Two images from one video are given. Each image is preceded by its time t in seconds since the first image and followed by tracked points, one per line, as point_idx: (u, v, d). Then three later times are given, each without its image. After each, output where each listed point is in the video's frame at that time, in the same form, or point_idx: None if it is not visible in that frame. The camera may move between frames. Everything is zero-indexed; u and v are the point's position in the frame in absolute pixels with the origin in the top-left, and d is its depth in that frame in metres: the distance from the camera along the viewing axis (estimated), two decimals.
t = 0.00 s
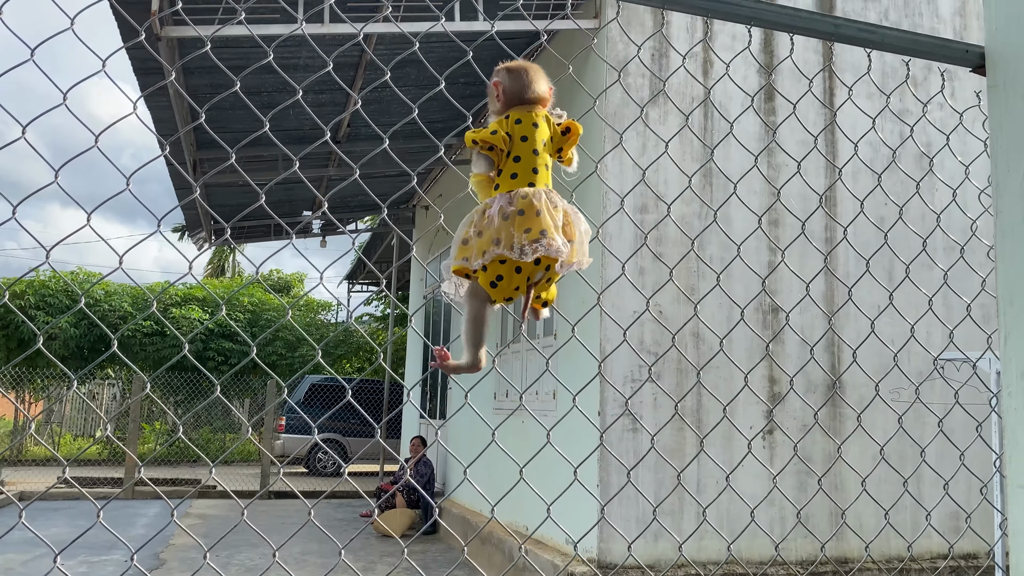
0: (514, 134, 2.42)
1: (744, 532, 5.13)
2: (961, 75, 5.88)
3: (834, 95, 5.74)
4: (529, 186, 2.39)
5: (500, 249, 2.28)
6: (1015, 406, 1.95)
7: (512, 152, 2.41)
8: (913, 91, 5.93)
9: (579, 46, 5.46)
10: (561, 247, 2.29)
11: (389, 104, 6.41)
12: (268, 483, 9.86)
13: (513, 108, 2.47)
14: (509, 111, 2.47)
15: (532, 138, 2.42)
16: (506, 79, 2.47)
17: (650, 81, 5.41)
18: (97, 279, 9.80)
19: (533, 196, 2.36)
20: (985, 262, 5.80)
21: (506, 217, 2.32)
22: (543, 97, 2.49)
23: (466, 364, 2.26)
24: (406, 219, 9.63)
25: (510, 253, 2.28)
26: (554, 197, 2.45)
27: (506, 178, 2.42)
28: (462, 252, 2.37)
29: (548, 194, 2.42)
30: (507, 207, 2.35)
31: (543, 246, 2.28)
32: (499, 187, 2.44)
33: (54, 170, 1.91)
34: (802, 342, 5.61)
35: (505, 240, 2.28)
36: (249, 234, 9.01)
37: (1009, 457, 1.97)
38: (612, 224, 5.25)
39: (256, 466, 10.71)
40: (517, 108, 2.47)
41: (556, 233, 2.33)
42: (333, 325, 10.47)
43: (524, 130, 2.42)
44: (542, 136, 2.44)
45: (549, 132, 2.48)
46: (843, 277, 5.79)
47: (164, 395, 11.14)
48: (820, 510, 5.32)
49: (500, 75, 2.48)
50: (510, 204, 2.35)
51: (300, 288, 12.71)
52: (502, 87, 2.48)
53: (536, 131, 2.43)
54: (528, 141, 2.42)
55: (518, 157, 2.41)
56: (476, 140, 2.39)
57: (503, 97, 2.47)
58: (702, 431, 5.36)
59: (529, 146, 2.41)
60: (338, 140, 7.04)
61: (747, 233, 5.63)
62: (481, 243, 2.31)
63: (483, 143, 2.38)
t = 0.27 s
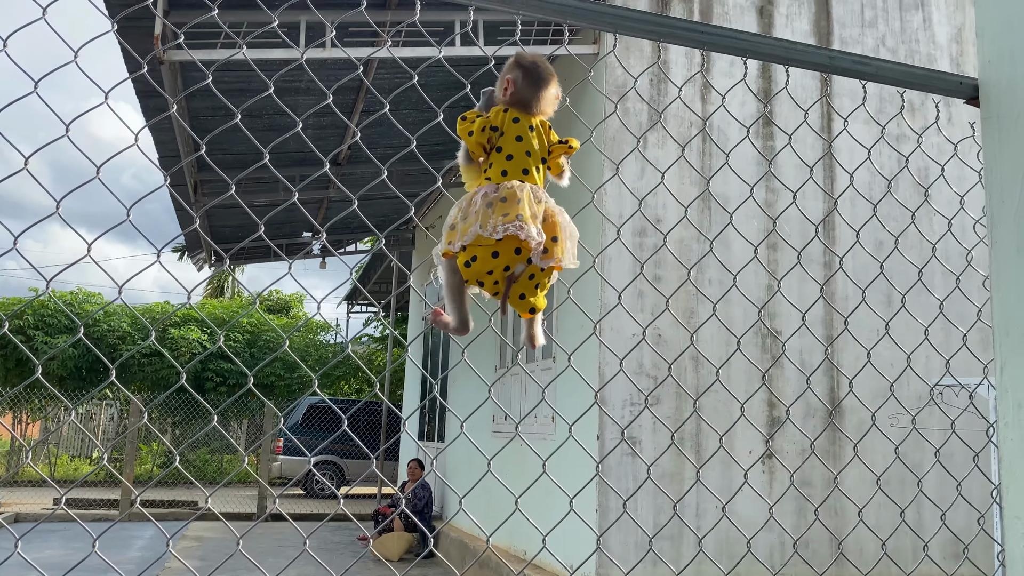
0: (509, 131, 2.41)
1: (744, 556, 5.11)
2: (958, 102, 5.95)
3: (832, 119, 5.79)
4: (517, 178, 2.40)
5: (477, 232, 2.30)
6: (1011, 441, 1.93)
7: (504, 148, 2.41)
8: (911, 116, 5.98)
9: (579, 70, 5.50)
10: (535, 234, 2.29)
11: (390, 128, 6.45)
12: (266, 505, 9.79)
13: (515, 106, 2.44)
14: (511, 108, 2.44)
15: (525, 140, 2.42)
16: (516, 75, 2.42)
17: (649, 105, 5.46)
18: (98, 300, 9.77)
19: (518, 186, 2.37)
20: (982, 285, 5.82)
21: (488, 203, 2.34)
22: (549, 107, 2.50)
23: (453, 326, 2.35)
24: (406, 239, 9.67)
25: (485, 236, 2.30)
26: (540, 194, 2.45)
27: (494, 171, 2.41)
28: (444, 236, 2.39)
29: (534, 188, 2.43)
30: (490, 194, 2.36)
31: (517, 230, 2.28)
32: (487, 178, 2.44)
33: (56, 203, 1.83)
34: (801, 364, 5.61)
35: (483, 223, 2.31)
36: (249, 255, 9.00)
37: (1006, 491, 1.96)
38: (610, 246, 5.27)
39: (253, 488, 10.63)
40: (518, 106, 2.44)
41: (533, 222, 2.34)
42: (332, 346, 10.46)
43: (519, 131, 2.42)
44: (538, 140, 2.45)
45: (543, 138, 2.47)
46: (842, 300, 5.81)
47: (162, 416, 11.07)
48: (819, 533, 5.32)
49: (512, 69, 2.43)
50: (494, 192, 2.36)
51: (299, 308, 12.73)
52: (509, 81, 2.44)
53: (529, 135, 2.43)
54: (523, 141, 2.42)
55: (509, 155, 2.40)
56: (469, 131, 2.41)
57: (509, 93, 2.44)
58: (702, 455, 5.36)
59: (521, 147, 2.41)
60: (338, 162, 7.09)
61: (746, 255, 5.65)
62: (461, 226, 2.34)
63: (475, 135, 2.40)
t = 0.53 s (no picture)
0: (509, 123, 2.32)
1: None
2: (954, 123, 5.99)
3: (831, 139, 5.82)
4: (507, 172, 2.32)
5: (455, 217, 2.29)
6: (1006, 465, 1.93)
7: (500, 135, 2.32)
8: (907, 137, 6.02)
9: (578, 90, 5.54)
10: (504, 237, 2.23)
11: (391, 148, 6.49)
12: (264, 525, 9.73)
13: (527, 102, 2.32)
14: (524, 101, 2.32)
15: (517, 142, 2.33)
16: (537, 76, 2.32)
17: (648, 126, 5.49)
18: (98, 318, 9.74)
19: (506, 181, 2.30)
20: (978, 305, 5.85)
21: (473, 188, 2.28)
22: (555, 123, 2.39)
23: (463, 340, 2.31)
24: (405, 257, 9.70)
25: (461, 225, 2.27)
26: (532, 192, 2.35)
27: (488, 152, 2.34)
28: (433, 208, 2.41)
29: (525, 186, 2.33)
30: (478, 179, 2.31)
31: (486, 228, 2.24)
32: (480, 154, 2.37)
33: (55, 226, 1.80)
34: (801, 384, 5.60)
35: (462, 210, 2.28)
36: (248, 274, 9.00)
37: (1004, 517, 1.93)
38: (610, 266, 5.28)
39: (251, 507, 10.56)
40: (529, 104, 2.33)
41: (512, 222, 2.26)
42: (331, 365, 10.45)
43: (517, 129, 2.32)
44: (532, 145, 2.35)
45: (540, 146, 2.37)
46: (840, 320, 5.81)
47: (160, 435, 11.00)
48: (818, 555, 5.30)
49: (537, 69, 2.33)
50: (483, 178, 2.30)
51: (298, 327, 12.71)
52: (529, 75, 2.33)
53: (525, 138, 2.33)
54: (515, 140, 2.33)
55: (500, 150, 2.33)
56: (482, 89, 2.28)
57: (526, 86, 2.32)
58: (702, 475, 5.35)
59: (512, 148, 2.33)
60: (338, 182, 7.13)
61: (745, 275, 5.65)
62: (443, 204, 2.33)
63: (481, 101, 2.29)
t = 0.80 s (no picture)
0: (540, 120, 2.22)
1: None
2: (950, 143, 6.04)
3: (828, 158, 5.86)
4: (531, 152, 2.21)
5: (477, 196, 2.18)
6: (997, 499, 1.85)
7: (528, 129, 2.22)
8: (905, 156, 6.05)
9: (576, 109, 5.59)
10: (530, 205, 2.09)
11: (391, 168, 6.53)
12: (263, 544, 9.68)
13: (561, 103, 2.23)
14: (559, 101, 2.23)
15: (548, 140, 2.24)
16: (574, 78, 2.22)
17: (647, 144, 5.52)
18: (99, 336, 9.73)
19: (531, 156, 2.17)
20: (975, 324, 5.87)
21: (494, 168, 2.18)
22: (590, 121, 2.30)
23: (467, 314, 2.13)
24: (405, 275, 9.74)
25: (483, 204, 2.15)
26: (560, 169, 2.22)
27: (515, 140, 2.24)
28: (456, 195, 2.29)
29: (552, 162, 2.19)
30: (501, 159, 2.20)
31: (510, 201, 2.10)
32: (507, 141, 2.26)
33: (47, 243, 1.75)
34: (800, 402, 5.60)
35: (483, 189, 2.16)
36: (249, 292, 9.03)
37: (1003, 541, 1.83)
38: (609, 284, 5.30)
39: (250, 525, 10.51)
40: (563, 103, 2.23)
41: (540, 192, 2.13)
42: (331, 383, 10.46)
43: (549, 127, 2.22)
44: (565, 132, 2.25)
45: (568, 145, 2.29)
46: (839, 338, 5.82)
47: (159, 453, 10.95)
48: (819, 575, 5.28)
49: (578, 72, 2.22)
50: (505, 157, 2.19)
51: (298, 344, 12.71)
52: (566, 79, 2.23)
53: (555, 137, 2.24)
54: (549, 123, 2.22)
55: (528, 141, 2.23)
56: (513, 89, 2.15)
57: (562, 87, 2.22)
58: (702, 494, 5.34)
59: (540, 144, 2.23)
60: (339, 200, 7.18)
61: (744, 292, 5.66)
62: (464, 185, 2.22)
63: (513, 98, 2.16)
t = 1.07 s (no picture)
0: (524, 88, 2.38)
1: None
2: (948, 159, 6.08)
3: (827, 173, 5.88)
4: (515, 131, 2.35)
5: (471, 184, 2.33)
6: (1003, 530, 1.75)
7: (513, 101, 2.37)
8: (902, 172, 6.09)
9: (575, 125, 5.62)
10: (518, 182, 2.23)
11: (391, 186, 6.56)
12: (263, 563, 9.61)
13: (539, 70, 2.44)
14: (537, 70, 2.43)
15: (538, 101, 2.38)
16: (546, 45, 2.47)
17: (646, 161, 5.56)
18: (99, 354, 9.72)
19: (512, 135, 2.32)
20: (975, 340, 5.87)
21: (481, 155, 2.34)
22: (573, 89, 2.45)
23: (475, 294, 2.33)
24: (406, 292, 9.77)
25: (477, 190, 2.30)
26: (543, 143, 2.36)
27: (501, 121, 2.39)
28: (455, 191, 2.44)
29: (533, 137, 2.34)
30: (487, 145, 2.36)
31: (497, 181, 2.25)
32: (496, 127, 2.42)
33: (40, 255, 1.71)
34: (802, 418, 5.59)
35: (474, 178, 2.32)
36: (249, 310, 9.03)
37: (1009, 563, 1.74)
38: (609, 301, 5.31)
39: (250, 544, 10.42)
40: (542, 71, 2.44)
41: (524, 169, 2.27)
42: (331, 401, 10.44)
43: (533, 90, 2.37)
44: (550, 104, 2.39)
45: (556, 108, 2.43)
46: (840, 354, 5.83)
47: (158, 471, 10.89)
48: None
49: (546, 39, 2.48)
50: (490, 142, 2.35)
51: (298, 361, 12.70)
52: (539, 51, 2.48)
53: (542, 97, 2.38)
54: (532, 97, 2.37)
55: (515, 109, 2.36)
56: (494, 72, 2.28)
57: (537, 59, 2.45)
58: (704, 512, 5.31)
59: (530, 105, 2.36)
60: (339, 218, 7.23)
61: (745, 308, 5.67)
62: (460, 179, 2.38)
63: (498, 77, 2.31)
